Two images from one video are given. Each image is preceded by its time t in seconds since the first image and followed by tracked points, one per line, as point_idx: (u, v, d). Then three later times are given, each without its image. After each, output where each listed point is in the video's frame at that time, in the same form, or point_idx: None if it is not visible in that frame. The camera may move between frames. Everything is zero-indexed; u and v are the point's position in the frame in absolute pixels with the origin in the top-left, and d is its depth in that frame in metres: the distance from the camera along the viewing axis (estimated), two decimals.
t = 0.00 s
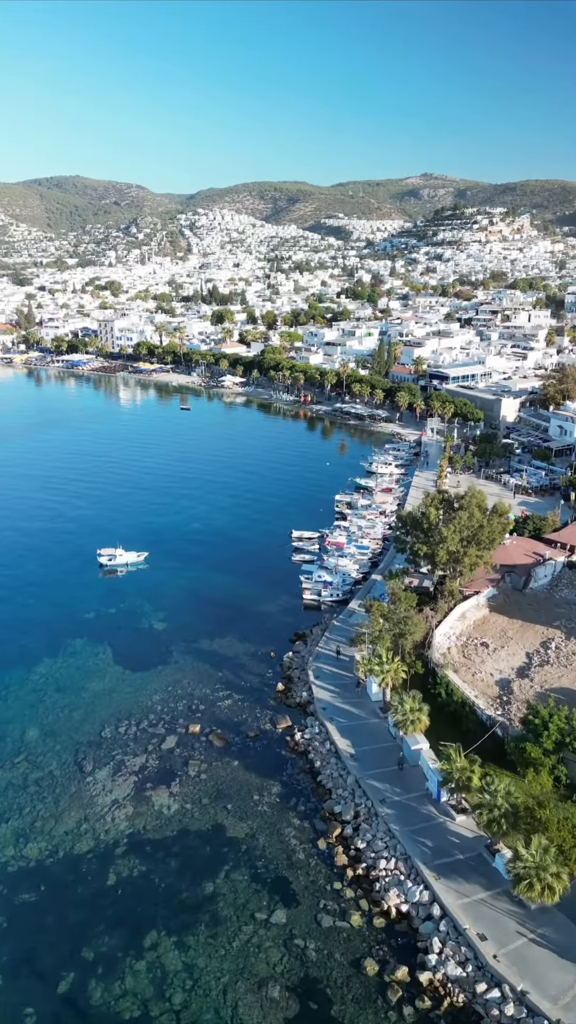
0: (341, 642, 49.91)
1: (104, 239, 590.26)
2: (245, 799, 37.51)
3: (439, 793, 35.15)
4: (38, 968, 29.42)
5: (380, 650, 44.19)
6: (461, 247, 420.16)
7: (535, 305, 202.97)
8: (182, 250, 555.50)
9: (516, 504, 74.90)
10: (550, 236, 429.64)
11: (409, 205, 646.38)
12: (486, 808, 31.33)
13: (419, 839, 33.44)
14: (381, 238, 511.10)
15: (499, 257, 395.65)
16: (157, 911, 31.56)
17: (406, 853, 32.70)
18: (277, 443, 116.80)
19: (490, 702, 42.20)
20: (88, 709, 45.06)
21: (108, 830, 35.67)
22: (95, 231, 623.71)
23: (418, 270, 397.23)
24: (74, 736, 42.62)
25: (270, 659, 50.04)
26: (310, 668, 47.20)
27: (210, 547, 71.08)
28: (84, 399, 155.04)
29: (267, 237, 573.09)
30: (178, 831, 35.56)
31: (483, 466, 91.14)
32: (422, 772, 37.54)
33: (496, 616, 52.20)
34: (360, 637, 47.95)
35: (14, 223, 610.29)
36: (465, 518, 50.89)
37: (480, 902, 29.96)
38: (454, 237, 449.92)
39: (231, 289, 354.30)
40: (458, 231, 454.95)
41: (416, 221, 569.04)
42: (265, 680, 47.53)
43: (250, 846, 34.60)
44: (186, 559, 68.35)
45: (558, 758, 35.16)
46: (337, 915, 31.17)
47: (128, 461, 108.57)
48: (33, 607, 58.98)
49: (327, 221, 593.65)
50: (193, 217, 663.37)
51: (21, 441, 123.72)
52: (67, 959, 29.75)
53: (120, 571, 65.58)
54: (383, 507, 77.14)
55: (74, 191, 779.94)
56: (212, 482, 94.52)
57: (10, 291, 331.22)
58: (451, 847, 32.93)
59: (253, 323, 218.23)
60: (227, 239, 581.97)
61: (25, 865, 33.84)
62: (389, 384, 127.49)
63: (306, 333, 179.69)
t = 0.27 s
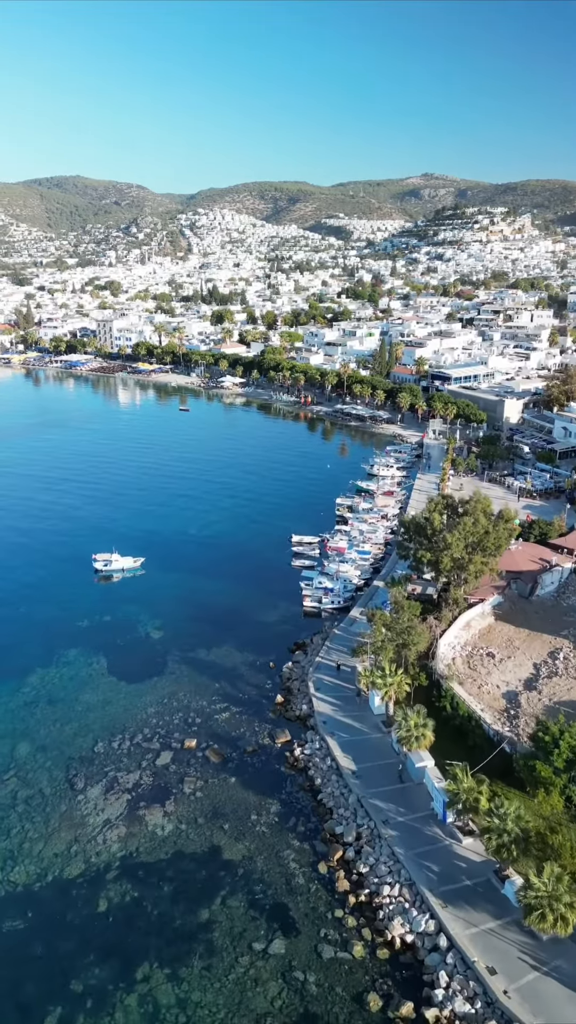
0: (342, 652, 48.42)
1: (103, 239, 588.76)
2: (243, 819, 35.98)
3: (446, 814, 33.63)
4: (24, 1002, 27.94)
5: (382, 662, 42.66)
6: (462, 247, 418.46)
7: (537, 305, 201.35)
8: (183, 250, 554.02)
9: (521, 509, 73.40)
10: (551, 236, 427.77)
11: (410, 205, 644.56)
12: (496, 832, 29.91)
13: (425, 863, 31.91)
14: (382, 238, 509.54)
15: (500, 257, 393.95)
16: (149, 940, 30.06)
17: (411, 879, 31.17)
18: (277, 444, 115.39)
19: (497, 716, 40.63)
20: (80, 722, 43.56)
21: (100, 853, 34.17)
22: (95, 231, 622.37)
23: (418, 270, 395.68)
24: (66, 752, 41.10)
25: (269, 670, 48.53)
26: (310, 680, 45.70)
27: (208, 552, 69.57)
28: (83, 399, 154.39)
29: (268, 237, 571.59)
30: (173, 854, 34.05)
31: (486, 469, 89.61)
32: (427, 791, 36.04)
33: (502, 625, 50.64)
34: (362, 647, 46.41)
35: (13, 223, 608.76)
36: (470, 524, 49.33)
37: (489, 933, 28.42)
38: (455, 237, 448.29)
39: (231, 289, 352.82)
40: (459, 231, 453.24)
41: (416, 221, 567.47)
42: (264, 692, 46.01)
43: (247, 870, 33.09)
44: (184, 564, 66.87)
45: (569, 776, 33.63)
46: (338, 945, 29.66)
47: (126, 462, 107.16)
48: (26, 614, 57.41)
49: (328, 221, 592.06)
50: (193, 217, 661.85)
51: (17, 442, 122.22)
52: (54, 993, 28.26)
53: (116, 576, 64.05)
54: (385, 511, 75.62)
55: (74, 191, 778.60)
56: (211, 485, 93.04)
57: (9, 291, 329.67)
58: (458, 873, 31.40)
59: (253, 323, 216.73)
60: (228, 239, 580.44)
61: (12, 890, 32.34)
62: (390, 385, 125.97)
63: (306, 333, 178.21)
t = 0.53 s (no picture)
0: (343, 661, 46.83)
1: (103, 239, 587.00)
2: (240, 839, 34.44)
3: (452, 835, 32.11)
4: None
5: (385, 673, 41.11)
6: (463, 247, 416.67)
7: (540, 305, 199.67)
8: (183, 250, 552.34)
9: (526, 512, 71.82)
10: (552, 236, 425.84)
11: (410, 204, 642.56)
12: (506, 858, 28.33)
13: (431, 888, 30.34)
14: (382, 238, 507.85)
15: (501, 257, 392.07)
16: (140, 971, 28.52)
17: (416, 906, 29.61)
18: (277, 445, 113.94)
19: (504, 730, 39.02)
20: (72, 735, 42.03)
21: (90, 876, 32.65)
22: (95, 231, 620.80)
23: (419, 270, 393.94)
24: (56, 767, 39.56)
25: (268, 680, 46.98)
26: (310, 690, 44.15)
27: (206, 556, 67.99)
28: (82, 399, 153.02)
29: (268, 237, 569.93)
30: (166, 877, 32.51)
31: (489, 470, 88.03)
32: (432, 809, 34.49)
33: (508, 634, 49.05)
34: (364, 657, 44.82)
35: (13, 223, 606.68)
36: (475, 528, 47.75)
37: (500, 965, 26.84)
38: (456, 237, 446.46)
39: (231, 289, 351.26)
40: (460, 231, 451.47)
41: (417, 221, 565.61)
42: (262, 704, 44.42)
43: (244, 894, 31.53)
44: (181, 569, 65.31)
45: None
46: (340, 976, 28.14)
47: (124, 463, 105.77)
48: (18, 620, 55.85)
49: (328, 221, 590.36)
50: (193, 217, 660.21)
51: (14, 443, 120.69)
52: None
53: (111, 582, 62.44)
54: (387, 514, 74.01)
55: (74, 191, 776.41)
56: (210, 486, 91.64)
57: (8, 291, 327.65)
58: (465, 898, 29.84)
59: (253, 323, 215.05)
60: (228, 239, 578.59)
61: None
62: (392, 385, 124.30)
63: (306, 333, 176.58)
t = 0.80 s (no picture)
0: (345, 671, 45.25)
1: (103, 238, 585.32)
2: (237, 861, 32.87)
3: (460, 858, 30.53)
4: None
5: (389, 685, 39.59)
6: (464, 247, 414.97)
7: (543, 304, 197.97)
8: (183, 249, 550.72)
9: (531, 515, 70.30)
10: (554, 236, 423.98)
11: (411, 204, 640.63)
12: (517, 885, 26.71)
13: (438, 915, 28.77)
14: (383, 238, 506.22)
15: (502, 256, 390.22)
16: (132, 1004, 26.97)
17: (423, 935, 28.04)
18: (277, 446, 112.40)
19: (513, 745, 37.44)
20: (63, 749, 40.47)
21: (80, 901, 31.09)
22: (96, 231, 619.33)
23: (420, 269, 392.18)
24: (46, 782, 38.01)
25: (267, 691, 45.42)
26: (310, 702, 42.58)
27: (204, 561, 66.44)
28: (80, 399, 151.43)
29: (269, 237, 568.27)
30: (160, 902, 30.97)
31: (493, 472, 86.48)
32: (439, 829, 32.89)
33: (516, 643, 47.48)
34: (367, 667, 43.29)
35: (13, 223, 604.78)
36: (482, 534, 46.18)
37: (512, 1000, 25.27)
38: (457, 237, 444.57)
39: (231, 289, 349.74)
40: (461, 231, 449.73)
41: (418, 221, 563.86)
42: (261, 716, 42.87)
43: (242, 921, 29.99)
44: (178, 574, 63.74)
45: None
46: (343, 1011, 26.59)
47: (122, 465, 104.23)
48: (11, 627, 54.31)
49: (328, 221, 588.52)
50: (194, 217, 658.52)
51: (11, 444, 119.18)
52: None
53: (107, 587, 60.91)
54: (389, 517, 72.48)
55: (74, 191, 774.76)
56: (208, 489, 90.12)
57: (7, 290, 325.67)
58: (475, 927, 28.25)
59: (253, 323, 213.43)
60: (228, 238, 576.91)
61: None
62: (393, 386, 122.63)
63: (307, 333, 174.95)
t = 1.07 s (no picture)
0: (347, 682, 43.72)
1: (103, 238, 583.73)
2: (235, 885, 31.33)
3: (469, 884, 28.98)
4: None
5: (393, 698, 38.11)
6: (465, 247, 413.28)
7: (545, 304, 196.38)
8: (183, 249, 549.42)
9: (537, 518, 68.81)
10: (555, 236, 422.24)
11: (412, 204, 639.23)
12: (531, 917, 25.14)
13: (446, 945, 27.20)
14: (384, 238, 504.82)
15: (504, 256, 388.45)
16: None
17: (431, 967, 26.48)
18: (277, 447, 110.87)
19: (522, 762, 35.88)
20: (55, 763, 38.97)
21: (69, 928, 29.57)
22: (96, 230, 617.99)
23: (421, 269, 390.52)
24: (36, 800, 36.47)
25: (266, 701, 43.92)
26: (311, 714, 41.00)
27: (202, 565, 64.92)
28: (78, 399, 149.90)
29: (269, 237, 566.65)
30: (153, 930, 29.44)
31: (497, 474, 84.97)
32: (446, 851, 31.38)
33: (523, 652, 45.92)
34: (370, 678, 41.77)
35: (13, 222, 602.83)
36: (488, 539, 44.61)
37: None
38: (458, 237, 442.85)
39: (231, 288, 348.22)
40: (462, 231, 448.06)
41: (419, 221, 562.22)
42: (260, 729, 41.33)
43: (239, 950, 28.45)
44: (176, 578, 62.23)
45: None
46: None
47: (120, 466, 102.69)
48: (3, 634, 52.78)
49: (329, 220, 586.88)
50: (194, 216, 657.04)
51: (8, 445, 117.71)
52: None
53: (102, 592, 59.37)
54: (391, 520, 70.96)
55: (74, 191, 773.25)
56: (207, 491, 88.64)
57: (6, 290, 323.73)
58: (486, 958, 26.68)
59: (253, 322, 211.95)
60: (228, 238, 575.29)
61: None
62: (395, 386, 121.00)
63: (307, 332, 173.41)
